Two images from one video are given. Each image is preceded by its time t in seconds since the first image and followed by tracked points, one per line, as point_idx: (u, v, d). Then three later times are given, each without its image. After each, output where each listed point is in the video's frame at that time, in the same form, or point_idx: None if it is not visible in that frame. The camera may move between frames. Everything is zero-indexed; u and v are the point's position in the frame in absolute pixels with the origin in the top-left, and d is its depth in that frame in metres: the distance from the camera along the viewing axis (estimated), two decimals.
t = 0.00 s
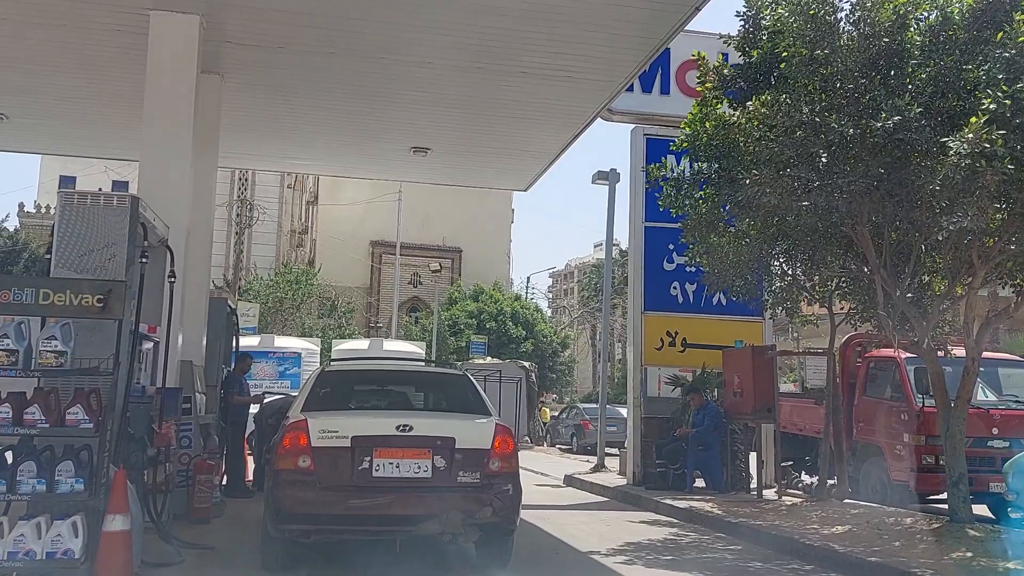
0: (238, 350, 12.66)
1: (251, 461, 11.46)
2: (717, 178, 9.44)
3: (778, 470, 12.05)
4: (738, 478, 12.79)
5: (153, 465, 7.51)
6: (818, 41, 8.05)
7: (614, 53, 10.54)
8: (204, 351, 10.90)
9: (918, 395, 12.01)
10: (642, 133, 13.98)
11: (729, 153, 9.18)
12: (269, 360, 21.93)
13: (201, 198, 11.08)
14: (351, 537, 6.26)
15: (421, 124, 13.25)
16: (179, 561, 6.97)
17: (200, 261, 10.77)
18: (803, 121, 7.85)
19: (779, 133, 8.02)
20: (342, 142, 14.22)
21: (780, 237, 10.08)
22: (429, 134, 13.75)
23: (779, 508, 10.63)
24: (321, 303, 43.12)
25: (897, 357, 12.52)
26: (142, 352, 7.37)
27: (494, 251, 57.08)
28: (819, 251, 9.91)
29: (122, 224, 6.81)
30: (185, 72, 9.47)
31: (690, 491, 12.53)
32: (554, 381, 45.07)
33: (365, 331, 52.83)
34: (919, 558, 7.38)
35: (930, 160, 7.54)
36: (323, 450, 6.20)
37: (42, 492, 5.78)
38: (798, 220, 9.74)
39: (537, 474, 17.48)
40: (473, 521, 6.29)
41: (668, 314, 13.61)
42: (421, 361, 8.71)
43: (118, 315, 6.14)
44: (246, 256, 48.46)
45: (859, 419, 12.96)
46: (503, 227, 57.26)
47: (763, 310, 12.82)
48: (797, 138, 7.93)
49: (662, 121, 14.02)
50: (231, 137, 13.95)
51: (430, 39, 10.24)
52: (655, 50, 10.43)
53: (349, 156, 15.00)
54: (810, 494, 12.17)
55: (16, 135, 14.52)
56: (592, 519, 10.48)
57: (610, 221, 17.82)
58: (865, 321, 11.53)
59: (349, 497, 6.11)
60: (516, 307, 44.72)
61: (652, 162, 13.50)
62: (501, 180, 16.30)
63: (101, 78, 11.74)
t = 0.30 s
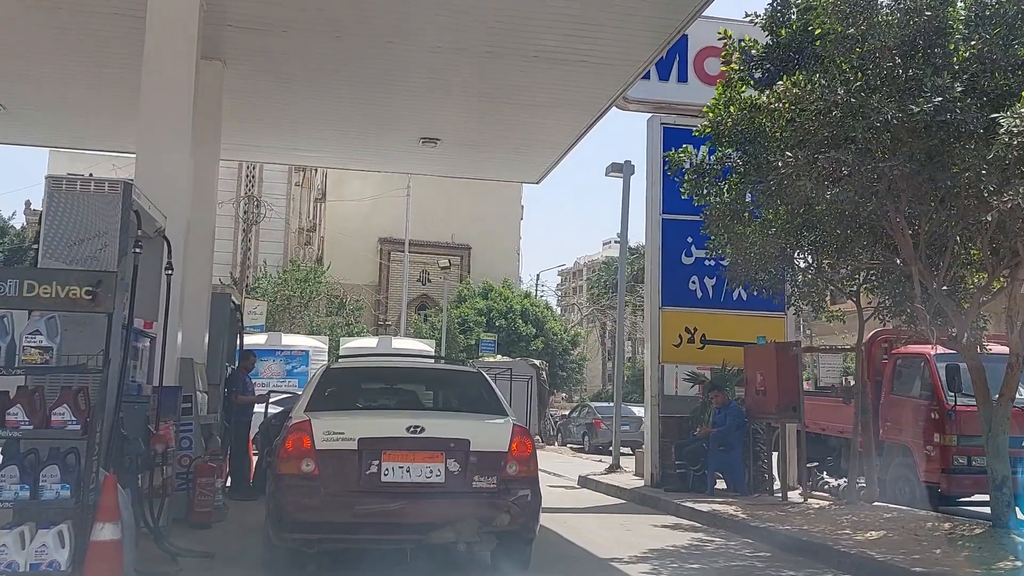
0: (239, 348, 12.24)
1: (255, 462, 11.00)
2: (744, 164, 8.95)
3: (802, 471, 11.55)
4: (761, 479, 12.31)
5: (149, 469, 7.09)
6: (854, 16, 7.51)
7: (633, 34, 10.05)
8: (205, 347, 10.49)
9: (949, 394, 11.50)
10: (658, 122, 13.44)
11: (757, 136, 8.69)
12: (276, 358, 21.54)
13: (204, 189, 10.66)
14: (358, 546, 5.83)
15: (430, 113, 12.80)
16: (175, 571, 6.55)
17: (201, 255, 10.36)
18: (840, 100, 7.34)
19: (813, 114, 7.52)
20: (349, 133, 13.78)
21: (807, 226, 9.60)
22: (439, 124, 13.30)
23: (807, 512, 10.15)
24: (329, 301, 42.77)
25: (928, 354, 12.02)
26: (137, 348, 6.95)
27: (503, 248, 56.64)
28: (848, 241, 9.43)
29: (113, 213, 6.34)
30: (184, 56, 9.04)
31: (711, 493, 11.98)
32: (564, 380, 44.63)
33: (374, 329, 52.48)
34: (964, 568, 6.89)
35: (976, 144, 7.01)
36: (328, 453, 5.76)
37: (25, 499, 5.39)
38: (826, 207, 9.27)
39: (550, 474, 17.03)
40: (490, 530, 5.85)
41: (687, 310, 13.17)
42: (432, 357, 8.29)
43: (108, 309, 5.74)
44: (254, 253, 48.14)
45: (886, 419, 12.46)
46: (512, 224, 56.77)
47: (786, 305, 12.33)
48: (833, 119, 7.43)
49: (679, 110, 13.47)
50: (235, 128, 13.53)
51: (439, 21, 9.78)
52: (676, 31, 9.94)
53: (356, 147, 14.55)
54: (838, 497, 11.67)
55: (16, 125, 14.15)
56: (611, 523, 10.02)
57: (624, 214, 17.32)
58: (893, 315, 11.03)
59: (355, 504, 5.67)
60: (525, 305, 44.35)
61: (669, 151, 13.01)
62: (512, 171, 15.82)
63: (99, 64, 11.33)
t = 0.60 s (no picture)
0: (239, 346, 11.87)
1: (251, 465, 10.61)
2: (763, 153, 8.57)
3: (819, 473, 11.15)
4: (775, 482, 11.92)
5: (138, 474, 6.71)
6: None
7: (646, 21, 9.63)
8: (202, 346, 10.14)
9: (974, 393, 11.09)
10: (670, 114, 12.98)
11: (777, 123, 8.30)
12: (278, 357, 21.15)
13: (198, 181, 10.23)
14: (360, 556, 5.46)
15: (434, 104, 12.40)
16: None
17: (197, 249, 10.03)
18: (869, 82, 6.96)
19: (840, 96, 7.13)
20: (350, 126, 13.39)
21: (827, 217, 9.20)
22: (443, 116, 12.91)
23: (827, 516, 9.76)
24: (332, 300, 42.42)
25: (949, 352, 11.61)
26: (127, 344, 6.59)
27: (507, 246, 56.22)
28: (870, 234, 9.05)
29: (101, 200, 5.99)
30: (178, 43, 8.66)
31: (725, 496, 11.58)
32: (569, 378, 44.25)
33: (378, 327, 52.13)
34: None
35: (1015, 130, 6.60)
36: (328, 458, 5.39)
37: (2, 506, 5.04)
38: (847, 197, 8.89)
39: (556, 475, 16.60)
40: (500, 538, 5.48)
41: (699, 306, 12.80)
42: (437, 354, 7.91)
43: (93, 302, 5.38)
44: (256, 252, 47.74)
45: (906, 418, 12.05)
46: (515, 222, 56.32)
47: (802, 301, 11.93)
48: (862, 102, 7.05)
49: (691, 101, 12.93)
50: (233, 120, 13.14)
51: (444, 7, 9.39)
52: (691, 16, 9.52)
53: (358, 140, 14.15)
54: (856, 500, 11.28)
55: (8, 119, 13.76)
56: (623, 528, 9.64)
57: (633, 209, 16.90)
58: (914, 312, 10.64)
59: (356, 511, 5.30)
60: (529, 304, 44.03)
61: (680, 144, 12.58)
62: (518, 165, 15.42)
63: (91, 54, 10.93)
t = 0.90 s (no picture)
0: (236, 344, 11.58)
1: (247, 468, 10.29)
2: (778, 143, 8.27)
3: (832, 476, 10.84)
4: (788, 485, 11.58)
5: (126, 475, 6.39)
6: None
7: (655, 7, 9.30)
8: (197, 345, 9.83)
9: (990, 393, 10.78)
10: (677, 108, 12.70)
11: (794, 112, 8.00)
12: (276, 357, 20.81)
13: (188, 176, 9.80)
14: (359, 567, 5.14)
15: (436, 97, 12.08)
16: None
17: (191, 245, 9.68)
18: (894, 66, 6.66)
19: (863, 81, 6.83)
20: (350, 119, 13.06)
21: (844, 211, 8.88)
22: (445, 109, 12.59)
23: (843, 521, 9.44)
24: (332, 300, 42.12)
25: (966, 351, 11.30)
26: (115, 340, 6.29)
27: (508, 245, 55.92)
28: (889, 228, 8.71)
29: (84, 189, 5.67)
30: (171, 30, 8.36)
31: (735, 499, 11.27)
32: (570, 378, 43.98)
33: (378, 327, 51.83)
34: None
35: None
36: (324, 463, 5.07)
37: None
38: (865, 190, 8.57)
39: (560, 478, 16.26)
40: (508, 547, 5.15)
41: (707, 304, 12.48)
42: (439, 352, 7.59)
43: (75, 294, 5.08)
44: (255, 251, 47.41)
45: (920, 420, 11.74)
46: (516, 222, 55.99)
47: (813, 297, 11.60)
48: (885, 87, 6.77)
49: (699, 94, 12.62)
50: (229, 114, 12.80)
51: None
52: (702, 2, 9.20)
53: (357, 134, 13.83)
54: (872, 504, 10.97)
55: None
56: (632, 533, 9.32)
57: (637, 206, 16.58)
58: (931, 309, 10.28)
59: (354, 519, 4.97)
60: (530, 303, 43.85)
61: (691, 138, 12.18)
62: (521, 161, 15.10)
63: (81, 43, 10.59)
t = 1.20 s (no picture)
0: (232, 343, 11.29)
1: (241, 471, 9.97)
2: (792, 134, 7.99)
3: (844, 478, 10.54)
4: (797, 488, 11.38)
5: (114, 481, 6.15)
6: None
7: None
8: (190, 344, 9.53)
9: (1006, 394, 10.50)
10: (684, 100, 12.45)
11: (810, 101, 7.76)
12: (275, 357, 20.53)
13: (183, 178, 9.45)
14: None
15: (437, 89, 11.78)
16: None
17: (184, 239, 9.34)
18: (919, 52, 6.49)
19: (887, 67, 6.64)
20: (349, 113, 12.77)
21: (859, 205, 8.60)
22: (447, 103, 12.30)
23: (858, 526, 9.14)
24: (332, 300, 41.86)
25: (981, 351, 10.99)
26: (102, 338, 6.03)
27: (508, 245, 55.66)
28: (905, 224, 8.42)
29: (69, 177, 5.21)
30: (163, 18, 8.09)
31: (744, 502, 10.99)
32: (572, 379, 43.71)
33: (378, 327, 51.55)
34: None
35: None
36: (319, 468, 4.77)
37: None
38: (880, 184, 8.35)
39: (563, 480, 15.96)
40: (517, 557, 4.85)
41: (715, 303, 12.20)
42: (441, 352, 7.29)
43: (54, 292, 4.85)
44: (254, 250, 47.13)
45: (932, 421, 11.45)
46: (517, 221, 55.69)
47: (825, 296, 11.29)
48: (909, 72, 6.53)
49: (706, 88, 12.32)
50: (225, 108, 12.52)
51: None
52: None
53: (355, 129, 13.52)
54: (886, 507, 10.71)
55: None
56: (640, 538, 9.02)
57: (642, 203, 16.28)
58: (947, 308, 9.90)
59: (352, 528, 4.67)
60: (532, 303, 43.63)
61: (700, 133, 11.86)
62: (523, 156, 14.79)
63: (73, 34, 10.31)
